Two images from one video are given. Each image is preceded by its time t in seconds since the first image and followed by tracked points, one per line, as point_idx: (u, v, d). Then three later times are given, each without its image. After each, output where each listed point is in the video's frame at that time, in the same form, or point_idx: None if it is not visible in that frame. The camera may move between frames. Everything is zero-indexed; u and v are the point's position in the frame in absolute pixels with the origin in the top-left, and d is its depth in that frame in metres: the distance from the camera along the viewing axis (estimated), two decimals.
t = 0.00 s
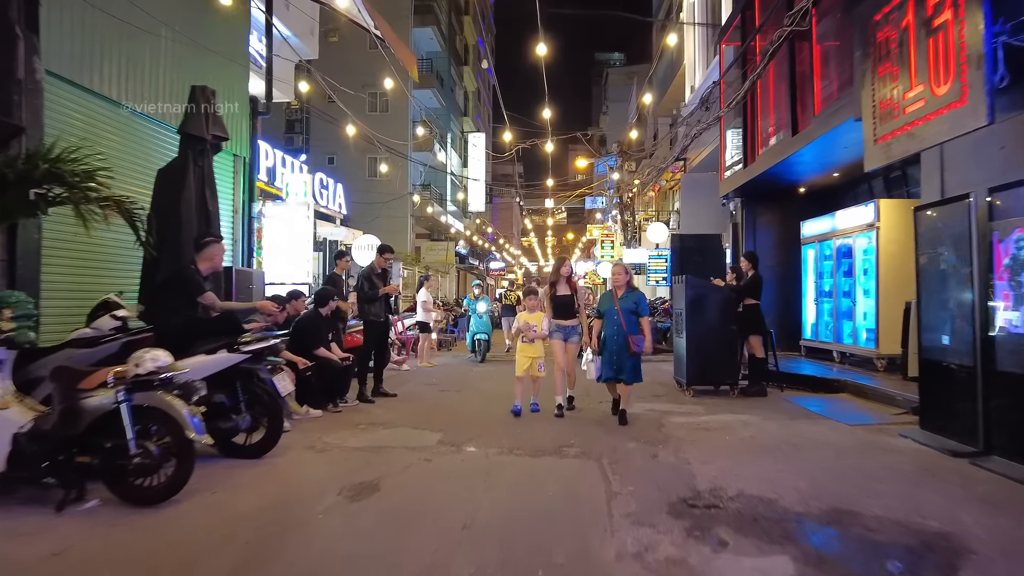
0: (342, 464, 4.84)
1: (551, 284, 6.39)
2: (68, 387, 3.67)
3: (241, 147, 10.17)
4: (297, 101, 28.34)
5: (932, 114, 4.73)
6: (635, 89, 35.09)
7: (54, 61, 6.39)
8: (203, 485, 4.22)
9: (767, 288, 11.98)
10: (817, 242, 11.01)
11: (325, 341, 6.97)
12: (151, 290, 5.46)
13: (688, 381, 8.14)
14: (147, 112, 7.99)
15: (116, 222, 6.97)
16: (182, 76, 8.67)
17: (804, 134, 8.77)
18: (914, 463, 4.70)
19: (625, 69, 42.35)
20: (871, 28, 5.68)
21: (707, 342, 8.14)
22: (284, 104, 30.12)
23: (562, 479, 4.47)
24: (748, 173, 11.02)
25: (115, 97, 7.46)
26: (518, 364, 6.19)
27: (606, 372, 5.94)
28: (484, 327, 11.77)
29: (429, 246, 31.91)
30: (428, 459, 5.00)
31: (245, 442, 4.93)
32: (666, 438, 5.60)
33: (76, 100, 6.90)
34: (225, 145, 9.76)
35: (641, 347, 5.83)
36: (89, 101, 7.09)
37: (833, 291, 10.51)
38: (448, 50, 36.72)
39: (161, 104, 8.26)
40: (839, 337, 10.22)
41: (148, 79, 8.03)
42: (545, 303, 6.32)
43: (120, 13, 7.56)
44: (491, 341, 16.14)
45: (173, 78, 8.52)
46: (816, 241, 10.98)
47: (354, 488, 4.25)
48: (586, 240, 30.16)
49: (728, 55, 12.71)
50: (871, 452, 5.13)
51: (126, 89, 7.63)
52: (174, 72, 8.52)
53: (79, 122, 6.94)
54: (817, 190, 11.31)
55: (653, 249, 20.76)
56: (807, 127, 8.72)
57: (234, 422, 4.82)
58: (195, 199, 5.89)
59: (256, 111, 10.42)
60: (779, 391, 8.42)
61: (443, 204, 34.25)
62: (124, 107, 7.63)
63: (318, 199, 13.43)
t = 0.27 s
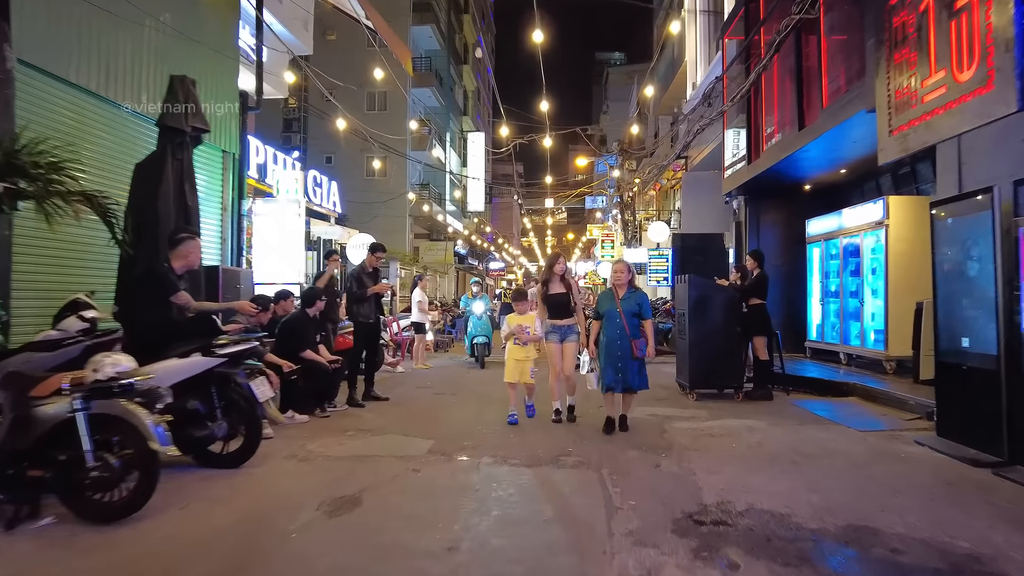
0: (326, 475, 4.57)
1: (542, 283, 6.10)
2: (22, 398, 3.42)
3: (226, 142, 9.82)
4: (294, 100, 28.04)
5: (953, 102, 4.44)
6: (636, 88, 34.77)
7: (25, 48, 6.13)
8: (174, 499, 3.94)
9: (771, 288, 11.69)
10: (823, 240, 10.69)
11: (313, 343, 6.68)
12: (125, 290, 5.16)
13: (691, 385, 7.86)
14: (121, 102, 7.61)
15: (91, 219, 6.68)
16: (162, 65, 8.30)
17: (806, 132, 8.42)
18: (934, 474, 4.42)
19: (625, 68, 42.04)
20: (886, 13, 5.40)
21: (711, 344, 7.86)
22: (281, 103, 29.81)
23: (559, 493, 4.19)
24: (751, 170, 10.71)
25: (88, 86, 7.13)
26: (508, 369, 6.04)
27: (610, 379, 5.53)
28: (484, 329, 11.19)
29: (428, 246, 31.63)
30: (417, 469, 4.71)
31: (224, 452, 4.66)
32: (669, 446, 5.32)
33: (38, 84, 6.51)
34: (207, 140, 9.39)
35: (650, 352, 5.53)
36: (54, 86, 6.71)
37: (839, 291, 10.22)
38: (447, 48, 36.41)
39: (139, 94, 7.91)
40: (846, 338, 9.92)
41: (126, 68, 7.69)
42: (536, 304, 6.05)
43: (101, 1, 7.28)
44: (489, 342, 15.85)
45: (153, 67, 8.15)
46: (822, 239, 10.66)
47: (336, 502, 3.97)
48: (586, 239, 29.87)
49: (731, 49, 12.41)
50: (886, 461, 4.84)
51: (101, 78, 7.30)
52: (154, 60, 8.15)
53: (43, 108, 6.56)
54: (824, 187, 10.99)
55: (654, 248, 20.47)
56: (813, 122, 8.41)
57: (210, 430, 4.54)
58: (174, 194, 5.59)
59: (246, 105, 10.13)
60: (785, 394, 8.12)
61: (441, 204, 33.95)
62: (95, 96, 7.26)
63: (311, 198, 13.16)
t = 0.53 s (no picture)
0: (303, 484, 4.29)
1: (536, 281, 5.80)
2: None
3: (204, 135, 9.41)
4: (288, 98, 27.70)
5: (973, 85, 4.16)
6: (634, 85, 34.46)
7: None
8: (136, 512, 3.66)
9: (772, 287, 11.42)
10: (825, 237, 10.41)
11: (296, 344, 6.40)
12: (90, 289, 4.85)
13: (691, 386, 7.58)
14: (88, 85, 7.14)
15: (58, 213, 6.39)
16: (135, 51, 7.87)
17: (807, 125, 8.12)
18: (951, 483, 4.15)
19: (623, 66, 41.74)
20: None
21: (711, 344, 7.58)
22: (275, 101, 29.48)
23: (550, 504, 3.91)
24: (751, 165, 10.42)
25: (58, 71, 6.73)
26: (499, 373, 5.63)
27: (611, 387, 5.14)
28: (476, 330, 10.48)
29: (424, 245, 31.34)
30: (399, 477, 4.42)
31: (193, 458, 4.35)
32: (669, 452, 5.04)
33: (3, 70, 6.12)
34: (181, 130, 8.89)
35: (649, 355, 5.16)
36: (20, 72, 6.33)
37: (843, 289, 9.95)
38: (444, 46, 36.10)
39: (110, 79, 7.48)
40: (850, 337, 9.64)
41: (98, 53, 7.27)
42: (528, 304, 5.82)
43: None
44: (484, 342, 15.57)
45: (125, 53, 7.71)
46: (825, 236, 10.38)
47: (309, 515, 3.69)
48: (584, 238, 29.59)
49: (731, 42, 12.13)
50: (897, 468, 4.57)
51: (72, 61, 6.91)
52: (127, 45, 7.72)
53: (6, 94, 6.19)
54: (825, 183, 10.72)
55: (652, 247, 20.19)
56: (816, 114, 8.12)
57: (177, 436, 4.23)
58: (147, 186, 5.30)
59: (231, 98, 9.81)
60: (788, 396, 7.84)
61: (438, 202, 33.64)
62: (64, 84, 6.87)
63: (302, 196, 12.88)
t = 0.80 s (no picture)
0: (275, 503, 3.97)
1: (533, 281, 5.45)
2: None
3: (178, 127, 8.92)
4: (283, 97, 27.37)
5: (999, 70, 3.91)
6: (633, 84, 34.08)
7: None
8: (85, 537, 3.33)
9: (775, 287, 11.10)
10: (829, 235, 10.09)
11: (277, 348, 6.08)
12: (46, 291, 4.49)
13: (692, 391, 7.26)
14: (38, 70, 6.64)
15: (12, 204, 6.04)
16: (101, 36, 7.47)
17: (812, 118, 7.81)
18: (975, 501, 3.83)
19: (621, 64, 41.40)
20: None
21: (713, 347, 7.27)
22: (270, 100, 29.13)
23: (541, 525, 3.59)
24: (754, 161, 10.10)
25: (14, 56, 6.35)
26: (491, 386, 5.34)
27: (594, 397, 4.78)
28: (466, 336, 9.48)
29: (421, 245, 31.01)
30: (379, 495, 4.09)
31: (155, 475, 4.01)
32: (670, 465, 4.72)
33: None
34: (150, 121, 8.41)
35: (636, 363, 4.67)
36: None
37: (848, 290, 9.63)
38: (441, 44, 35.77)
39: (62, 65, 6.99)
40: (856, 339, 9.32)
41: (60, 39, 6.89)
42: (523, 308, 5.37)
43: None
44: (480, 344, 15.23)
45: (82, 38, 7.22)
46: (829, 234, 10.05)
47: (276, 539, 3.36)
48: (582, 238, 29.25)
49: (732, 36, 11.81)
50: (915, 483, 4.25)
51: (31, 47, 6.53)
52: (92, 31, 7.32)
53: None
54: (830, 180, 10.40)
55: (652, 246, 19.87)
56: (821, 108, 7.79)
57: (137, 451, 3.90)
58: (113, 183, 4.95)
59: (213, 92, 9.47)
60: (793, 401, 7.52)
61: (435, 202, 33.30)
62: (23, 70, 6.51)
63: (292, 195, 12.56)
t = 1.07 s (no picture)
0: (249, 511, 3.70)
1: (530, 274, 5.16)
2: None
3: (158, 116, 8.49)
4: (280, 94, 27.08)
5: None
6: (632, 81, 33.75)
7: None
8: (35, 551, 3.06)
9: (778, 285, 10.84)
10: (834, 231, 9.82)
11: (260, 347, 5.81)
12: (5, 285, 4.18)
13: (694, 392, 6.99)
14: None
15: None
16: (72, 18, 7.08)
17: (817, 109, 7.51)
18: (998, 508, 3.57)
19: (621, 62, 41.20)
20: None
21: (715, 346, 7.01)
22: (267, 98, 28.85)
23: (532, 536, 3.32)
24: (757, 155, 9.83)
25: None
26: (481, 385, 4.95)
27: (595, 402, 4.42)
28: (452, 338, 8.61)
29: (419, 244, 30.75)
30: (360, 503, 3.83)
31: (119, 482, 3.73)
32: (670, 470, 4.46)
33: None
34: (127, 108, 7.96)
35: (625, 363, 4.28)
36: None
37: (854, 286, 9.36)
38: (439, 41, 35.50)
39: (26, 45, 6.54)
40: (861, 338, 9.06)
41: (28, 21, 6.53)
42: (520, 303, 5.08)
43: None
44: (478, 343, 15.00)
45: (52, 20, 6.84)
46: (834, 230, 9.79)
47: (244, 553, 3.10)
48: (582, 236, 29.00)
49: (733, 28, 11.55)
50: (933, 488, 3.99)
51: None
52: (62, 13, 6.92)
53: None
54: (835, 175, 10.13)
55: (651, 244, 19.63)
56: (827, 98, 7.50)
57: (99, 456, 3.62)
58: (82, 171, 4.64)
59: (197, 83, 9.16)
60: (798, 402, 7.26)
61: (434, 200, 33.02)
62: None
63: (283, 190, 12.30)
